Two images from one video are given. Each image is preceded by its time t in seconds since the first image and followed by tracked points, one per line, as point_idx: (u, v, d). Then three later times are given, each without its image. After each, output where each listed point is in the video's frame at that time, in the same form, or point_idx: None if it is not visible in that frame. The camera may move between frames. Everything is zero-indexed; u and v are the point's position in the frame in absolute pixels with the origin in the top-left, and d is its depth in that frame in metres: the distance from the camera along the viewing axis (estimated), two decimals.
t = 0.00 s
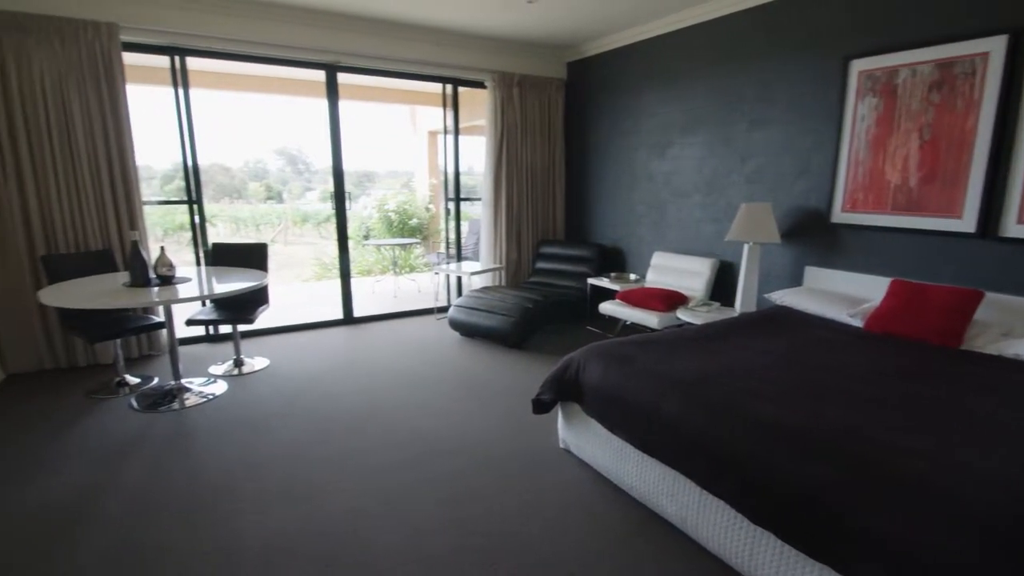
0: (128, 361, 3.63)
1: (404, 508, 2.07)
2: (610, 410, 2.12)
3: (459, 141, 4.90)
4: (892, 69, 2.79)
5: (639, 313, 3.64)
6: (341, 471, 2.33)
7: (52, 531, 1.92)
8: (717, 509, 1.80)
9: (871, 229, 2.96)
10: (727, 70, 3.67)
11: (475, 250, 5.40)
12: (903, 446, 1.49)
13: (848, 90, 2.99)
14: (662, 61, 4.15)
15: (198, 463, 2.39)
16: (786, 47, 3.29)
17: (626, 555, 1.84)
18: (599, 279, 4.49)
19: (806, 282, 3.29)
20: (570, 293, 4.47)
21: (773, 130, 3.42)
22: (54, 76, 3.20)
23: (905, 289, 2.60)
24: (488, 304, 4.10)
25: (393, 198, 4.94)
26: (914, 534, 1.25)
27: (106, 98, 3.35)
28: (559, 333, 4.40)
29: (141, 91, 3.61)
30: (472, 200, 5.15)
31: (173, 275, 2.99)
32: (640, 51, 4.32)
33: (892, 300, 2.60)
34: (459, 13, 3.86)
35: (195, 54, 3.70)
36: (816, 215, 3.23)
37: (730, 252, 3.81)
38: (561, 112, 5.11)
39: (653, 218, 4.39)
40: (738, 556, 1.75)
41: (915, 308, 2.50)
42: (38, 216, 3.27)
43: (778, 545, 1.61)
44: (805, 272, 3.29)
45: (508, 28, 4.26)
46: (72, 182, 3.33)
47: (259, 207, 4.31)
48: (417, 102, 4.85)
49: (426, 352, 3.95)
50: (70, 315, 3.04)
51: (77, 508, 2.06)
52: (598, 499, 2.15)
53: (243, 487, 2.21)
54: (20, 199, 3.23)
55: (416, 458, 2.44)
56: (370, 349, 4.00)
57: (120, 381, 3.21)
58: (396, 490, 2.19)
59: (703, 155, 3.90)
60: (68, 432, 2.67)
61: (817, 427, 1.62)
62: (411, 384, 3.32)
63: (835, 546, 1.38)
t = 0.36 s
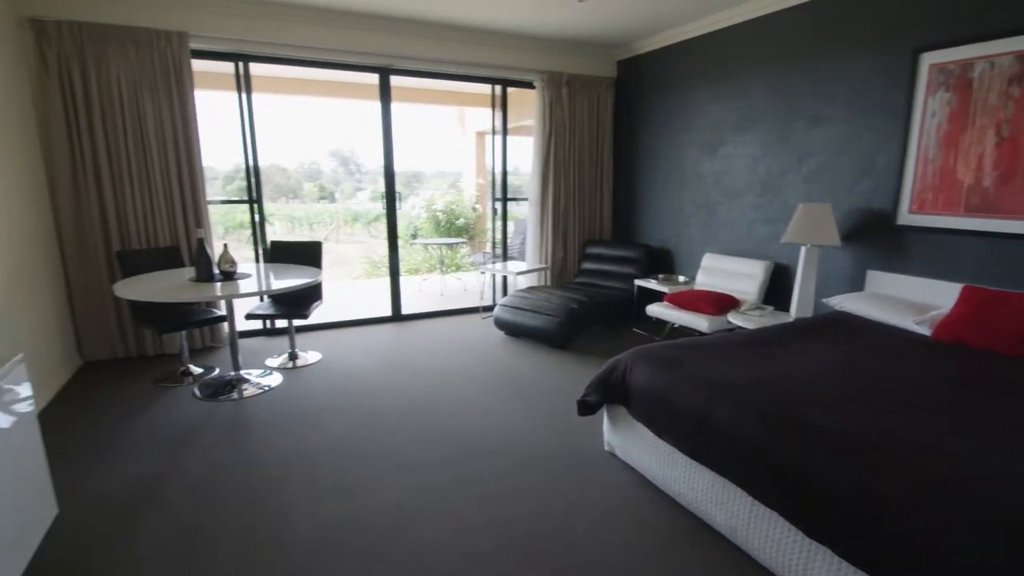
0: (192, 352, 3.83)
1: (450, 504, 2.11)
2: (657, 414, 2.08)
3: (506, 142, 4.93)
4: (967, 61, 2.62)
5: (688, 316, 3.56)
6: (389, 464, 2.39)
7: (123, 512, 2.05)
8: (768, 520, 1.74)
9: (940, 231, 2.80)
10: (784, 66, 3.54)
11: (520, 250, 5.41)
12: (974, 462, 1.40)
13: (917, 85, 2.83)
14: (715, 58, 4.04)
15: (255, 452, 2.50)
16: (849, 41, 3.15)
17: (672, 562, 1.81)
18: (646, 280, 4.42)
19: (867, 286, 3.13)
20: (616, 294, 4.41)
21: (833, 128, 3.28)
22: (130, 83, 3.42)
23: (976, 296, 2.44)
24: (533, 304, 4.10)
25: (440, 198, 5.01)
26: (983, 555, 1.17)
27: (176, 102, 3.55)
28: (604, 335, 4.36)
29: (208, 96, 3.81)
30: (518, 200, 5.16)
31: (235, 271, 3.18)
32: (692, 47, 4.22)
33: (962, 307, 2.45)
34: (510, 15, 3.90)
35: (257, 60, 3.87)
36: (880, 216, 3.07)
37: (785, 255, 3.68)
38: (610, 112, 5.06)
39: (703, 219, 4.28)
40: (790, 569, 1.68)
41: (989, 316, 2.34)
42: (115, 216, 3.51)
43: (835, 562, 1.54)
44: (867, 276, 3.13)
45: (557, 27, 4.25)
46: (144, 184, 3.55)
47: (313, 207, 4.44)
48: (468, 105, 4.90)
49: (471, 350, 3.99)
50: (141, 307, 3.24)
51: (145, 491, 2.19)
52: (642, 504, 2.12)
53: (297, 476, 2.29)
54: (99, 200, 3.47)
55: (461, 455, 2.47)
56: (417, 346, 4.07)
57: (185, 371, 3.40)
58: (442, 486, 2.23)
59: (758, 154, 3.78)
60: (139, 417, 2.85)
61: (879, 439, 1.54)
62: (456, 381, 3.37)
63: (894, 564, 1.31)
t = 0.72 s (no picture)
0: (248, 345, 4.01)
1: (493, 502, 2.12)
2: (704, 419, 2.03)
3: (553, 142, 4.91)
4: None
5: (738, 319, 3.46)
6: (433, 460, 2.42)
7: (185, 496, 2.16)
8: (821, 534, 1.67)
9: (1017, 235, 2.61)
10: (846, 60, 3.38)
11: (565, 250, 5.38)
12: None
13: (994, 78, 2.65)
14: (771, 53, 3.91)
15: (307, 443, 2.59)
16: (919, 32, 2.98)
17: (718, 571, 1.76)
18: (694, 282, 4.32)
19: (934, 292, 2.96)
20: (663, 296, 4.33)
21: (899, 125, 3.11)
22: (196, 88, 3.61)
23: None
24: (577, 305, 4.08)
25: (488, 199, 5.13)
26: None
27: (237, 105, 3.71)
28: (649, 337, 4.29)
29: (267, 100, 3.97)
30: (564, 200, 5.13)
31: (289, 267, 3.28)
32: (747, 43, 4.09)
33: None
34: (560, 14, 3.88)
35: (313, 64, 4.00)
36: (949, 218, 2.89)
37: (843, 258, 3.52)
38: (659, 110, 4.97)
39: (756, 220, 4.15)
40: None
41: None
42: (180, 215, 3.70)
43: None
44: (934, 282, 2.96)
45: (606, 25, 4.20)
46: (207, 184, 3.73)
47: (362, 206, 4.58)
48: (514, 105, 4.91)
49: (514, 350, 4.01)
50: (203, 301, 3.41)
51: (205, 477, 2.30)
52: (687, 510, 2.08)
53: (345, 468, 2.36)
54: (166, 200, 3.67)
55: (504, 453, 2.49)
56: (461, 344, 4.12)
57: (241, 363, 3.56)
58: (485, 484, 2.24)
59: (815, 153, 3.63)
60: (200, 406, 3.00)
61: (946, 454, 1.45)
62: (499, 380, 3.39)
63: None
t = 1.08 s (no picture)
0: (300, 339, 4.15)
1: (535, 502, 2.12)
2: (755, 427, 1.97)
3: (600, 141, 4.87)
4: None
5: (791, 324, 3.33)
6: (477, 458, 2.45)
7: (241, 483, 2.26)
8: (882, 552, 1.59)
9: None
10: (914, 53, 3.21)
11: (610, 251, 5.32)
12: None
13: None
14: (831, 47, 3.74)
15: (355, 436, 2.66)
16: (997, 21, 2.79)
17: None
18: (744, 285, 4.19)
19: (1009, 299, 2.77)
20: (711, 299, 4.23)
21: (973, 120, 2.92)
22: (256, 93, 3.76)
23: None
24: (622, 306, 4.03)
25: (532, 198, 5.10)
26: None
27: (294, 109, 3.85)
28: (696, 340, 4.19)
29: (322, 102, 4.11)
30: (609, 200, 5.08)
31: (340, 264, 3.39)
32: (806, 37, 3.94)
33: None
34: (609, 12, 3.85)
35: (365, 67, 4.11)
36: None
37: (907, 261, 3.34)
38: (710, 108, 4.85)
39: (812, 221, 3.99)
40: None
41: None
42: (239, 213, 3.87)
43: None
44: (1010, 288, 2.76)
45: (656, 22, 4.13)
46: (265, 184, 3.89)
47: (408, 205, 4.65)
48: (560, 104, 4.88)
49: (557, 350, 3.99)
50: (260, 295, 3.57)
51: (260, 465, 2.40)
52: (734, 519, 2.02)
53: (391, 462, 2.41)
54: (227, 199, 3.84)
55: (548, 453, 2.48)
56: (504, 343, 4.14)
57: (294, 356, 3.69)
58: (528, 483, 2.25)
59: (878, 150, 3.46)
60: (254, 397, 3.12)
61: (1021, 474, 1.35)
62: (543, 380, 3.38)
63: None
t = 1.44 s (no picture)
0: (348, 334, 4.27)
1: (577, 503, 2.11)
2: (806, 436, 1.90)
3: (646, 141, 4.80)
4: None
5: (847, 330, 3.19)
6: (519, 457, 2.46)
7: (290, 472, 2.35)
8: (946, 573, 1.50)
9: None
10: (988, 44, 3.02)
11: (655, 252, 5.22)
12: None
13: None
14: (895, 40, 3.57)
15: (399, 431, 2.72)
16: None
17: None
18: (797, 288, 4.04)
19: None
20: (761, 302, 4.10)
21: None
22: (310, 96, 3.89)
23: None
24: (667, 308, 3.96)
25: (575, 197, 4.94)
26: None
27: (345, 111, 3.96)
28: (744, 344, 4.07)
29: (372, 104, 4.22)
30: (655, 200, 4.99)
31: (388, 263, 3.47)
32: (867, 29, 3.77)
33: None
34: (657, 9, 3.79)
35: (414, 69, 4.19)
36: None
37: (976, 265, 3.14)
38: (762, 105, 4.70)
39: (870, 222, 3.81)
40: None
41: None
42: (293, 212, 4.01)
43: None
44: None
45: (707, 18, 4.04)
46: (317, 184, 4.02)
47: (452, 205, 4.68)
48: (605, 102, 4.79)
49: (600, 351, 3.96)
50: (312, 291, 3.69)
51: (309, 455, 2.49)
52: (783, 529, 1.96)
53: (434, 458, 2.45)
54: (281, 199, 3.99)
55: (590, 454, 2.47)
56: (546, 343, 4.14)
57: (342, 351, 3.80)
58: (570, 483, 2.24)
59: (946, 148, 3.27)
60: (304, 390, 3.24)
61: None
62: (586, 381, 3.37)
63: None
